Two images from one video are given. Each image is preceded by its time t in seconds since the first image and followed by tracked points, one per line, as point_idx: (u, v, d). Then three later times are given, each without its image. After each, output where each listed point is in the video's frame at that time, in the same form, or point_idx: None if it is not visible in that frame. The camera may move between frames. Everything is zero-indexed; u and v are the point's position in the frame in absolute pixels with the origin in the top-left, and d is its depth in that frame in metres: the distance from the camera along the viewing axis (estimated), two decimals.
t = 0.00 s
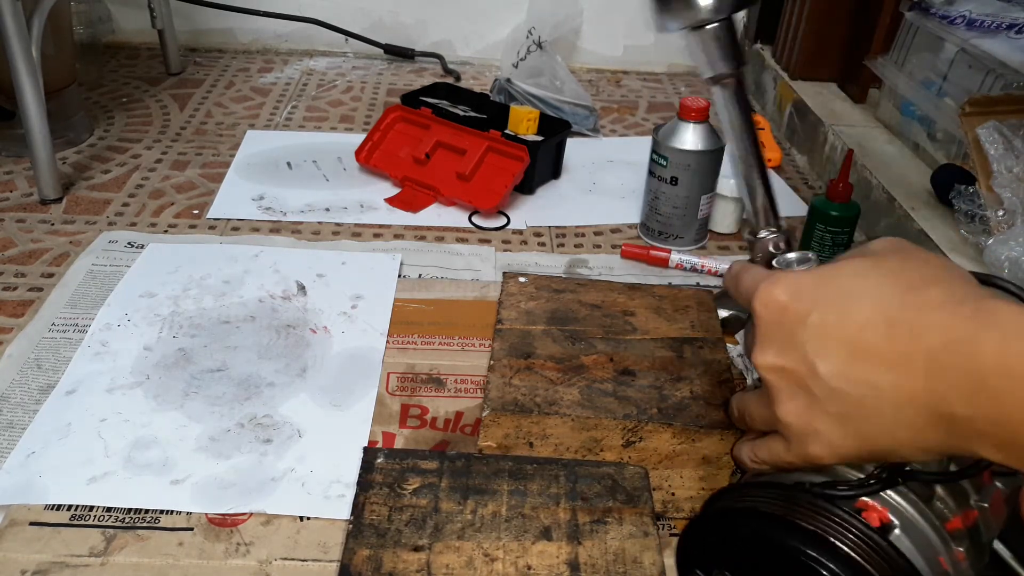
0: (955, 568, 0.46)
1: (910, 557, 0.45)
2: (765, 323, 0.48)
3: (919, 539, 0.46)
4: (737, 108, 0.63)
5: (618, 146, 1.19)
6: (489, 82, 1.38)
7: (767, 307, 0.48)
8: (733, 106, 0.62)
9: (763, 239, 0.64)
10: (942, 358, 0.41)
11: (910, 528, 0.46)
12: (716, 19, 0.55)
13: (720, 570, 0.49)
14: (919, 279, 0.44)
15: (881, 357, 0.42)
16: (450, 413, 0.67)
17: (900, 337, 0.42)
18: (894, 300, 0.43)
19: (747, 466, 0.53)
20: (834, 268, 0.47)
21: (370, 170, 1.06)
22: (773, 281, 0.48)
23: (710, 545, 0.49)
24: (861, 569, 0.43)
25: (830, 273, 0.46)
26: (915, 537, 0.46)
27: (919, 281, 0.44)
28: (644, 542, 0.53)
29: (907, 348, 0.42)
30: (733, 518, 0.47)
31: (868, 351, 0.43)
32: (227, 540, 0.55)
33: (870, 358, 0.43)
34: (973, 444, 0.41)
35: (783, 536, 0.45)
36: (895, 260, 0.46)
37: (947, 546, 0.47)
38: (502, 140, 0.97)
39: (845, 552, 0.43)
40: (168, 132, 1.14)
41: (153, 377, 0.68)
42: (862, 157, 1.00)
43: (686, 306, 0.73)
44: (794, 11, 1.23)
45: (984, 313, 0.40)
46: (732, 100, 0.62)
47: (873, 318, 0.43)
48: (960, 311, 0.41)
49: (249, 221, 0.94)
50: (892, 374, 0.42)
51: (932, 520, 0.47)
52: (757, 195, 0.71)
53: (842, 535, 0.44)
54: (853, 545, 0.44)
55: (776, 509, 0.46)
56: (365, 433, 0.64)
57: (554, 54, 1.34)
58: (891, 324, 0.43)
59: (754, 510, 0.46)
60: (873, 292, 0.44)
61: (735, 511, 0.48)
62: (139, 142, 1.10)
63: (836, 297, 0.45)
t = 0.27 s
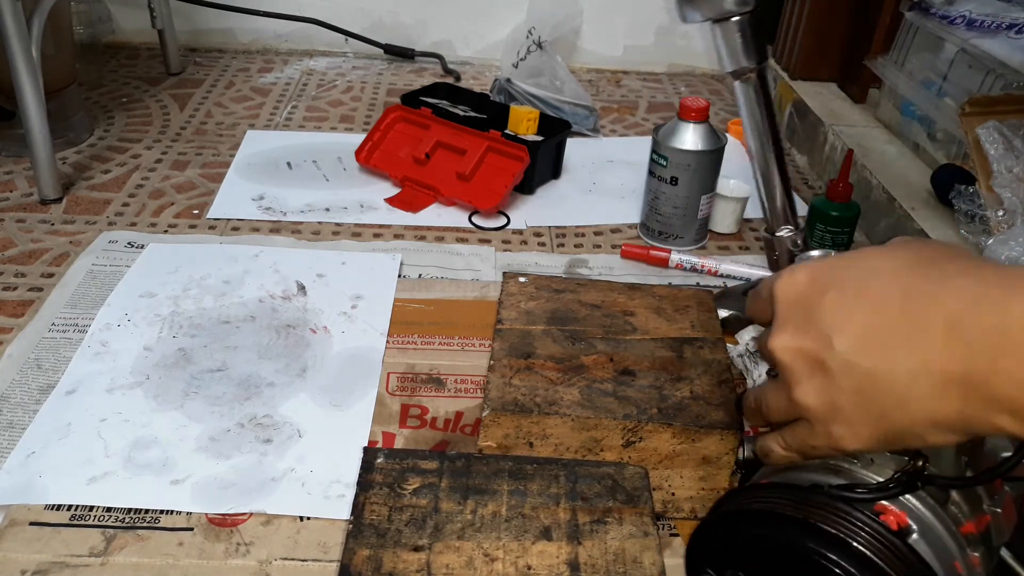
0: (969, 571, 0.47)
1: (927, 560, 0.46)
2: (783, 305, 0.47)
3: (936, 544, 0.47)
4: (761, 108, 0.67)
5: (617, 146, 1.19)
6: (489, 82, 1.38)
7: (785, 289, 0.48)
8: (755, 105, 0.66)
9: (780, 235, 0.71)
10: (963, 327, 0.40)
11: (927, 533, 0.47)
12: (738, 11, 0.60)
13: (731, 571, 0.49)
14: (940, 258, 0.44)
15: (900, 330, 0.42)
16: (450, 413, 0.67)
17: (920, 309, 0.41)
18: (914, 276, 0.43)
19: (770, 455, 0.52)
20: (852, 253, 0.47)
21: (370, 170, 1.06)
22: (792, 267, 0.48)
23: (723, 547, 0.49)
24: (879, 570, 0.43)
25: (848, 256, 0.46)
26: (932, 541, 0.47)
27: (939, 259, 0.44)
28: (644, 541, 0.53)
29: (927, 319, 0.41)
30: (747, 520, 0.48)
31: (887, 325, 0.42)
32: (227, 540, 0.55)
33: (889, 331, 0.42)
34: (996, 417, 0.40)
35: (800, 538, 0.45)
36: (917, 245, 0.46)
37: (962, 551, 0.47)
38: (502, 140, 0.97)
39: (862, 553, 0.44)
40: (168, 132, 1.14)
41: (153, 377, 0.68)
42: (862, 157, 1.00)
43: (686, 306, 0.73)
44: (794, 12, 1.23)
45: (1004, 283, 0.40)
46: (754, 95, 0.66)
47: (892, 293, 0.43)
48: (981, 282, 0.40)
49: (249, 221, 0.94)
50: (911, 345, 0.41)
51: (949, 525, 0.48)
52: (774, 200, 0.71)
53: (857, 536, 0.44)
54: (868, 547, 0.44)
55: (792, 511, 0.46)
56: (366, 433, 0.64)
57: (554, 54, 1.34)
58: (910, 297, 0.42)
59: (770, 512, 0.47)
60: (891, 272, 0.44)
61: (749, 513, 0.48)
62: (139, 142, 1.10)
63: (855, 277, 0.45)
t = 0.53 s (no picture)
0: None
1: (933, 566, 0.47)
2: (805, 298, 0.49)
3: (944, 553, 0.48)
4: (796, 99, 0.62)
5: (617, 146, 1.19)
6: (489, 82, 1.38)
7: (809, 284, 0.49)
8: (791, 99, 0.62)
9: (803, 232, 0.68)
10: (984, 334, 0.41)
11: (937, 542, 0.48)
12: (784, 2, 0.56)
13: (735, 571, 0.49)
14: (962, 262, 0.45)
15: (921, 333, 0.43)
16: (450, 413, 0.67)
17: (943, 312, 0.43)
18: (937, 278, 0.44)
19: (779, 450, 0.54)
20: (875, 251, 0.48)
21: (370, 170, 1.06)
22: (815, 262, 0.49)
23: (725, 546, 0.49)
24: None
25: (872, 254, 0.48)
26: (939, 548, 0.48)
27: (961, 263, 0.45)
28: (644, 542, 0.53)
29: (949, 323, 0.42)
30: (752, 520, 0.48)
31: (909, 326, 0.43)
32: (227, 540, 0.55)
33: (910, 332, 0.43)
34: (1005, 424, 0.42)
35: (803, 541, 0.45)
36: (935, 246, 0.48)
37: (969, 560, 0.48)
38: (502, 140, 0.97)
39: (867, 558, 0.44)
40: (168, 132, 1.14)
41: (153, 377, 0.68)
42: (862, 157, 1.00)
43: (686, 306, 0.73)
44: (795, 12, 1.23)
45: None
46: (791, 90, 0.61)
47: (915, 294, 0.44)
48: (1006, 291, 0.42)
49: (250, 221, 0.94)
50: (933, 349, 0.43)
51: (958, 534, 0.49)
52: (803, 202, 0.67)
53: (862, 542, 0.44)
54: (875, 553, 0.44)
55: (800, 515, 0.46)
56: (366, 433, 0.64)
57: (555, 54, 1.34)
58: (935, 299, 0.43)
59: (777, 514, 0.47)
60: (915, 272, 0.45)
61: (755, 513, 0.48)
62: (139, 142, 1.10)
63: (878, 277, 0.46)
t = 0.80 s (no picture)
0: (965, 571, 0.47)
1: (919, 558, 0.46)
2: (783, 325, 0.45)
3: (931, 544, 0.47)
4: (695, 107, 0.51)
5: (617, 146, 1.19)
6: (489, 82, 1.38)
7: (790, 314, 0.45)
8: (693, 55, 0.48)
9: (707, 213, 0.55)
10: (973, 372, 0.38)
11: (923, 533, 0.47)
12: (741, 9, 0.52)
13: (726, 561, 0.50)
14: (951, 290, 0.41)
15: (908, 369, 0.40)
16: (450, 413, 0.67)
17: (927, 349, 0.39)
18: (923, 309, 0.40)
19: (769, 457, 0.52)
20: (860, 276, 0.44)
21: (370, 170, 1.06)
22: (797, 288, 0.46)
23: (716, 538, 0.50)
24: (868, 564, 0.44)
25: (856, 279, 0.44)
26: (926, 539, 0.47)
27: (950, 292, 0.41)
28: (644, 542, 0.53)
29: (933, 359, 0.39)
30: (737, 509, 0.48)
31: (894, 364, 0.40)
32: (227, 540, 0.55)
33: (896, 370, 0.40)
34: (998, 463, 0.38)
35: (788, 528, 0.46)
36: (928, 268, 0.44)
37: (957, 551, 0.47)
38: (502, 140, 0.97)
39: (856, 551, 0.44)
40: (168, 132, 1.14)
41: (153, 377, 0.68)
42: (862, 157, 1.00)
43: (686, 306, 0.73)
44: (795, 12, 1.23)
45: (1018, 323, 0.37)
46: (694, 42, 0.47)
47: (899, 328, 0.41)
48: (996, 320, 0.38)
49: (250, 221, 0.94)
50: (920, 388, 0.39)
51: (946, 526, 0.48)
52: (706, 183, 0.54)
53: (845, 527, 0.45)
54: (865, 544, 0.44)
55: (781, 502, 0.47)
56: (366, 433, 0.64)
57: (555, 54, 1.34)
58: (919, 335, 0.40)
59: (765, 503, 0.47)
60: (900, 303, 0.42)
61: (740, 502, 0.48)
62: (139, 142, 1.10)
63: (861, 308, 0.43)
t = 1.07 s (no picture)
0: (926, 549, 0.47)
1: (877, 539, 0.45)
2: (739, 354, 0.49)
3: (889, 521, 0.46)
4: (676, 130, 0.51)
5: (618, 146, 1.19)
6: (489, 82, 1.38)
7: (741, 338, 0.49)
8: (662, 88, 0.50)
9: (693, 231, 0.53)
10: (886, 416, 0.40)
11: (881, 513, 0.46)
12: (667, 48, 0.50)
13: (699, 562, 0.49)
14: (887, 326, 0.43)
15: (834, 401, 0.43)
16: (450, 413, 0.67)
17: (850, 387, 0.42)
18: (853, 346, 0.43)
19: (738, 458, 0.55)
20: (811, 301, 0.46)
21: (370, 170, 1.06)
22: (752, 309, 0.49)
23: (686, 538, 0.49)
24: (834, 552, 0.44)
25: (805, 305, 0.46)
26: (884, 518, 0.46)
27: (886, 327, 0.43)
28: (644, 542, 0.53)
29: (854, 396, 0.42)
30: (704, 507, 0.48)
31: (823, 397, 0.43)
32: (227, 540, 0.55)
33: (825, 402, 0.43)
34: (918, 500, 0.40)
35: (754, 521, 0.45)
36: (878, 298, 0.46)
37: (917, 525, 0.47)
38: (502, 140, 0.97)
39: (829, 546, 0.44)
40: (168, 132, 1.14)
41: (153, 377, 0.68)
42: (862, 157, 1.00)
43: (686, 306, 0.73)
44: (795, 12, 1.23)
45: (931, 373, 0.39)
46: (664, 77, 0.49)
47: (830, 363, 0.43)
48: (913, 366, 0.40)
49: (249, 221, 0.94)
50: (845, 422, 0.42)
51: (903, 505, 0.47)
52: (688, 203, 0.53)
53: (809, 516, 0.45)
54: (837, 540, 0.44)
55: (746, 494, 0.46)
56: (365, 433, 0.64)
57: (554, 54, 1.34)
58: (845, 372, 0.42)
59: (726, 499, 0.47)
60: (836, 335, 0.44)
61: (706, 500, 0.48)
62: (139, 142, 1.10)
63: (803, 335, 0.45)
